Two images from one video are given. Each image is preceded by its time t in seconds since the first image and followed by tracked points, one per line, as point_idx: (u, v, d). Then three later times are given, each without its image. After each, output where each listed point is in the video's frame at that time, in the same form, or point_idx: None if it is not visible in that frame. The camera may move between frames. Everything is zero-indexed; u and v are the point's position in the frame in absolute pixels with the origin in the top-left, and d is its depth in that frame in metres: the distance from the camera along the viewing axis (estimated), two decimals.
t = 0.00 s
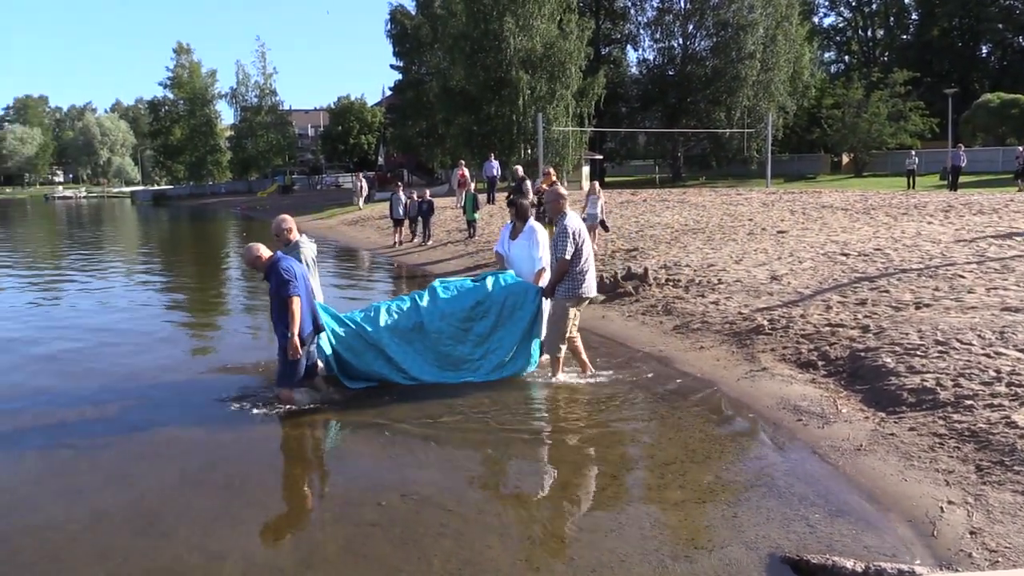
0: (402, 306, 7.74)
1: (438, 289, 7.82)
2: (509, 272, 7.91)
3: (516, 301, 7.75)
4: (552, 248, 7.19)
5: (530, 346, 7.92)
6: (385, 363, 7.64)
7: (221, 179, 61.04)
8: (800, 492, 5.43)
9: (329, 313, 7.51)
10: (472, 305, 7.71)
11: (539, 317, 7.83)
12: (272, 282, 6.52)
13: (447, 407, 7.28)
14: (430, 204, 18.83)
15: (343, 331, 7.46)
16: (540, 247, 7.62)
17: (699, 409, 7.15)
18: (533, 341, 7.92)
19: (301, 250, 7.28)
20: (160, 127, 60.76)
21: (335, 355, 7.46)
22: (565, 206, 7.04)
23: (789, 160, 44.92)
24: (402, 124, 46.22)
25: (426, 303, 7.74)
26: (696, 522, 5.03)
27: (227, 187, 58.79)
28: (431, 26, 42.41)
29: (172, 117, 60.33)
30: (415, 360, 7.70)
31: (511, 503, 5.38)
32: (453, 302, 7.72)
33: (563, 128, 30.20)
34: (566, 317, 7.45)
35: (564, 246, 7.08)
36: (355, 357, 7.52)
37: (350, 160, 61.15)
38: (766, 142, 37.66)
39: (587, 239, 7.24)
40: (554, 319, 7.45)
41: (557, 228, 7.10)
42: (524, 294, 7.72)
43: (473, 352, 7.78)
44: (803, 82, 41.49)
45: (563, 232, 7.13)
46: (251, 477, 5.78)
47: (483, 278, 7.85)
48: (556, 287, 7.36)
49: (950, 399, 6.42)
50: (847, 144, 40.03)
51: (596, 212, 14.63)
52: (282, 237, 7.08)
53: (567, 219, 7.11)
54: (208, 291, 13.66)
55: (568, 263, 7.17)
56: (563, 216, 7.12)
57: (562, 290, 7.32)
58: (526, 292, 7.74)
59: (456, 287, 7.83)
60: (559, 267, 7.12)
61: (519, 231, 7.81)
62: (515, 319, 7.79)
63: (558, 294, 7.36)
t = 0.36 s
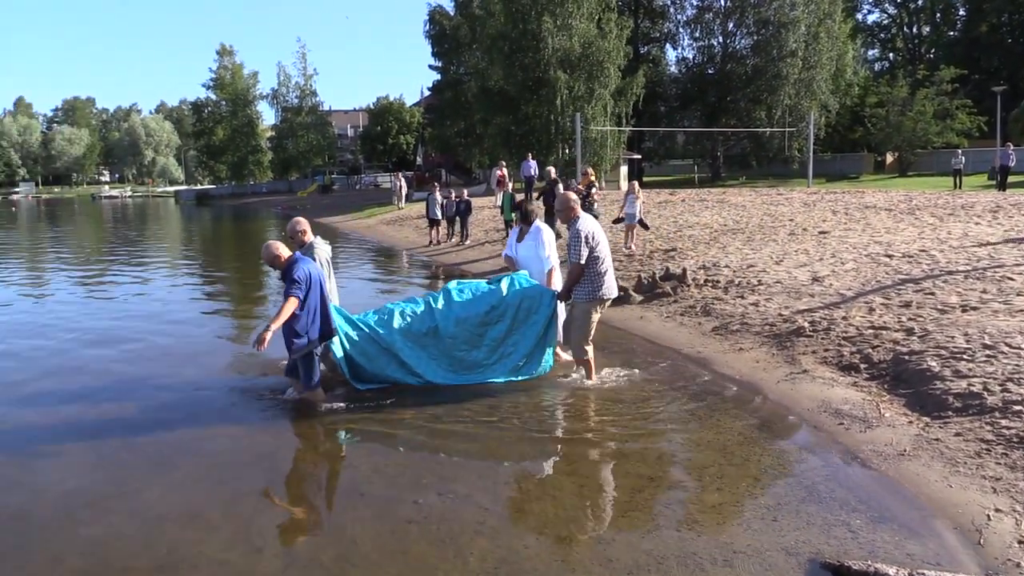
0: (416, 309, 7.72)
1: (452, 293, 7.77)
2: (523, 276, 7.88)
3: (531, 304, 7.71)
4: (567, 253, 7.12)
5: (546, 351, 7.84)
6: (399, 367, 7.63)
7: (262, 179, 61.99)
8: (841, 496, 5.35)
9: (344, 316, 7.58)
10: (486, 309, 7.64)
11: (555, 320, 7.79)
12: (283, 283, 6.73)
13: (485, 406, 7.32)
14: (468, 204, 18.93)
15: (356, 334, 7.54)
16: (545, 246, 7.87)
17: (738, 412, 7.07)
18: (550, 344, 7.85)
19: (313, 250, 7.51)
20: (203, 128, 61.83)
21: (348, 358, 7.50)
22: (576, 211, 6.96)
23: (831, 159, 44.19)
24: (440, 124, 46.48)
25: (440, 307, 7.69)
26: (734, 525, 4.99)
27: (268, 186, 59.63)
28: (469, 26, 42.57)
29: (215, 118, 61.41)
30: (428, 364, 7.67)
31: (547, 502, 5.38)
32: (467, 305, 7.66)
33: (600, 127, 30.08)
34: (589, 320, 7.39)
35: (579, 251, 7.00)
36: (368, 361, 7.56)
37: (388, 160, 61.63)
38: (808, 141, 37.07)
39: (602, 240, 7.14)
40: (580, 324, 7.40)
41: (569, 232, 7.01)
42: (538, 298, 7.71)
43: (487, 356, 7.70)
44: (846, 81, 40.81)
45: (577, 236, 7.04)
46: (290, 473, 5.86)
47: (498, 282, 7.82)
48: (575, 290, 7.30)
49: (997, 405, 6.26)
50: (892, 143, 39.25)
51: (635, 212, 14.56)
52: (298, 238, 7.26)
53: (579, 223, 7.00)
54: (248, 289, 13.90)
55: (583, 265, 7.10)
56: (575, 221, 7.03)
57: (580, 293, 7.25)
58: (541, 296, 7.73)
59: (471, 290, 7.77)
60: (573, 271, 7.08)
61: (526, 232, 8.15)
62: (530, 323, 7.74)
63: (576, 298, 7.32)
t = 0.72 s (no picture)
0: (426, 314, 7.73)
1: (463, 297, 7.72)
2: (534, 281, 7.68)
3: (541, 311, 7.60)
4: (582, 254, 7.12)
5: (557, 357, 7.79)
6: (407, 370, 7.68)
7: (299, 178, 62.74)
8: (881, 502, 5.26)
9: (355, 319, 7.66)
10: (494, 316, 7.59)
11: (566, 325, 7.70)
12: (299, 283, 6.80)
13: (519, 405, 7.33)
14: (503, 203, 18.96)
15: (365, 338, 7.60)
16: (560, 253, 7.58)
17: (775, 415, 6.99)
18: (561, 349, 7.79)
19: (323, 252, 7.53)
20: (242, 128, 62.70)
21: (357, 361, 7.60)
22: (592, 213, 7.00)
23: (872, 159, 43.39)
24: (475, 124, 46.61)
25: (450, 312, 7.69)
26: (771, 528, 4.93)
27: (305, 185, 60.28)
28: (505, 26, 42.62)
29: (254, 118, 62.28)
30: (437, 368, 7.70)
31: (581, 503, 5.36)
32: (477, 311, 7.62)
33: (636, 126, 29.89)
34: (601, 324, 7.37)
35: (596, 250, 7.02)
36: (376, 363, 7.63)
37: (424, 159, 61.93)
38: (848, 140, 36.48)
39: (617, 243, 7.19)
40: (591, 328, 7.37)
41: (586, 233, 7.03)
42: (548, 305, 7.57)
43: (496, 362, 7.68)
44: (887, 78, 40.14)
45: (592, 237, 7.06)
46: (326, 469, 5.92)
47: (510, 286, 7.72)
48: (586, 294, 7.30)
49: None
50: (934, 142, 38.43)
51: (671, 211, 14.45)
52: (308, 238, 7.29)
53: (596, 224, 7.04)
54: (285, 287, 14.08)
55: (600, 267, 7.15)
56: (591, 222, 7.06)
57: (590, 297, 7.28)
58: (551, 303, 7.59)
59: (482, 295, 7.70)
60: (590, 271, 7.09)
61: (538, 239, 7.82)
62: (541, 329, 7.66)
63: (588, 302, 7.30)
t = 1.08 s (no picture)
0: (432, 316, 7.80)
1: (470, 301, 7.78)
2: (543, 284, 7.70)
3: (548, 314, 7.59)
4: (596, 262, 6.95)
5: (564, 361, 7.74)
6: (412, 373, 7.70)
7: (331, 178, 63.30)
8: (917, 507, 5.17)
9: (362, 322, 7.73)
10: (501, 318, 7.63)
11: (575, 329, 7.65)
12: (307, 279, 6.78)
13: (550, 405, 7.32)
14: (534, 202, 18.96)
15: (372, 340, 7.66)
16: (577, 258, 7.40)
17: (808, 417, 6.91)
18: (568, 354, 7.72)
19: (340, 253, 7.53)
20: (275, 128, 63.44)
21: (361, 361, 7.61)
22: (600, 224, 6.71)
23: (909, 158, 42.67)
24: (506, 123, 46.67)
25: (456, 315, 7.74)
26: (803, 532, 4.87)
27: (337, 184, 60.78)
28: (536, 25, 42.59)
29: (287, 117, 62.95)
30: (443, 371, 7.70)
31: (611, 504, 5.34)
32: (483, 314, 7.67)
33: (668, 125, 29.70)
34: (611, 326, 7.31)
35: (612, 259, 6.87)
36: (382, 365, 7.67)
37: (455, 158, 62.13)
38: (884, 139, 35.90)
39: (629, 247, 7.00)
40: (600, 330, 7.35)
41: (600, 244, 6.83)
42: (557, 308, 7.56)
43: (502, 364, 7.67)
44: (925, 76, 39.50)
45: (605, 246, 6.87)
46: (355, 468, 5.95)
47: (518, 290, 7.74)
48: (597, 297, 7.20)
49: None
50: (973, 141, 37.67)
51: (704, 211, 14.35)
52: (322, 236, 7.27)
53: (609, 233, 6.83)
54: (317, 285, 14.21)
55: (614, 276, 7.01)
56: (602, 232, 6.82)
57: (603, 299, 7.17)
58: (560, 305, 7.58)
59: (490, 298, 7.74)
60: (605, 280, 6.95)
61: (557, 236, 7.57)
62: (548, 333, 7.64)
63: (600, 305, 7.21)
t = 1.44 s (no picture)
0: (443, 316, 7.75)
1: (481, 301, 7.74)
2: (556, 284, 7.75)
3: (560, 315, 7.60)
4: (606, 267, 6.86)
5: (575, 362, 7.69)
6: (422, 372, 7.67)
7: (362, 174, 63.76)
8: (953, 509, 5.08)
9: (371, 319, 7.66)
10: (513, 318, 7.60)
11: (586, 331, 7.66)
12: (309, 282, 6.81)
13: (579, 402, 7.31)
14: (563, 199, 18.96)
15: (382, 338, 7.60)
16: (584, 256, 7.66)
17: (840, 417, 6.83)
18: (579, 355, 7.68)
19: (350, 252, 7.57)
20: (307, 125, 64.08)
21: (371, 360, 7.56)
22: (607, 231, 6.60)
23: (946, 155, 41.87)
24: (536, 120, 46.64)
25: (467, 314, 7.69)
26: (835, 533, 4.82)
27: (367, 180, 61.19)
28: (567, 21, 42.47)
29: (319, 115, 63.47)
30: (453, 370, 7.67)
31: (641, 502, 5.32)
32: (495, 314, 7.64)
33: (698, 122, 29.44)
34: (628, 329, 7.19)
35: (620, 265, 6.76)
36: (393, 364, 7.63)
37: (485, 155, 62.23)
38: (920, 135, 35.24)
39: (642, 250, 6.86)
40: (616, 333, 7.26)
41: (608, 249, 6.71)
42: (569, 308, 7.58)
43: (513, 365, 7.66)
44: (963, 71, 38.77)
45: (614, 250, 6.74)
46: (384, 462, 6.00)
47: (530, 290, 7.73)
48: (612, 300, 7.11)
49: None
50: (1013, 137, 36.82)
51: (735, 208, 14.24)
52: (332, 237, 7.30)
53: (618, 237, 6.71)
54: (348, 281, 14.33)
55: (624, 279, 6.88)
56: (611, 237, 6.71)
57: (618, 302, 7.09)
58: (571, 306, 7.60)
59: (501, 298, 7.72)
60: (614, 283, 6.86)
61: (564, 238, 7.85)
62: (559, 334, 7.64)
63: (615, 308, 7.13)
